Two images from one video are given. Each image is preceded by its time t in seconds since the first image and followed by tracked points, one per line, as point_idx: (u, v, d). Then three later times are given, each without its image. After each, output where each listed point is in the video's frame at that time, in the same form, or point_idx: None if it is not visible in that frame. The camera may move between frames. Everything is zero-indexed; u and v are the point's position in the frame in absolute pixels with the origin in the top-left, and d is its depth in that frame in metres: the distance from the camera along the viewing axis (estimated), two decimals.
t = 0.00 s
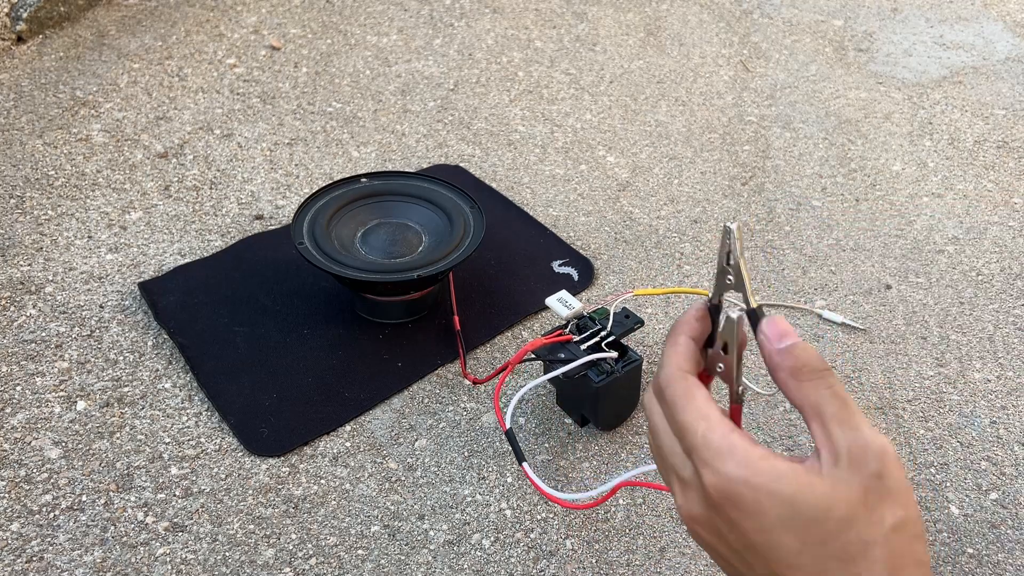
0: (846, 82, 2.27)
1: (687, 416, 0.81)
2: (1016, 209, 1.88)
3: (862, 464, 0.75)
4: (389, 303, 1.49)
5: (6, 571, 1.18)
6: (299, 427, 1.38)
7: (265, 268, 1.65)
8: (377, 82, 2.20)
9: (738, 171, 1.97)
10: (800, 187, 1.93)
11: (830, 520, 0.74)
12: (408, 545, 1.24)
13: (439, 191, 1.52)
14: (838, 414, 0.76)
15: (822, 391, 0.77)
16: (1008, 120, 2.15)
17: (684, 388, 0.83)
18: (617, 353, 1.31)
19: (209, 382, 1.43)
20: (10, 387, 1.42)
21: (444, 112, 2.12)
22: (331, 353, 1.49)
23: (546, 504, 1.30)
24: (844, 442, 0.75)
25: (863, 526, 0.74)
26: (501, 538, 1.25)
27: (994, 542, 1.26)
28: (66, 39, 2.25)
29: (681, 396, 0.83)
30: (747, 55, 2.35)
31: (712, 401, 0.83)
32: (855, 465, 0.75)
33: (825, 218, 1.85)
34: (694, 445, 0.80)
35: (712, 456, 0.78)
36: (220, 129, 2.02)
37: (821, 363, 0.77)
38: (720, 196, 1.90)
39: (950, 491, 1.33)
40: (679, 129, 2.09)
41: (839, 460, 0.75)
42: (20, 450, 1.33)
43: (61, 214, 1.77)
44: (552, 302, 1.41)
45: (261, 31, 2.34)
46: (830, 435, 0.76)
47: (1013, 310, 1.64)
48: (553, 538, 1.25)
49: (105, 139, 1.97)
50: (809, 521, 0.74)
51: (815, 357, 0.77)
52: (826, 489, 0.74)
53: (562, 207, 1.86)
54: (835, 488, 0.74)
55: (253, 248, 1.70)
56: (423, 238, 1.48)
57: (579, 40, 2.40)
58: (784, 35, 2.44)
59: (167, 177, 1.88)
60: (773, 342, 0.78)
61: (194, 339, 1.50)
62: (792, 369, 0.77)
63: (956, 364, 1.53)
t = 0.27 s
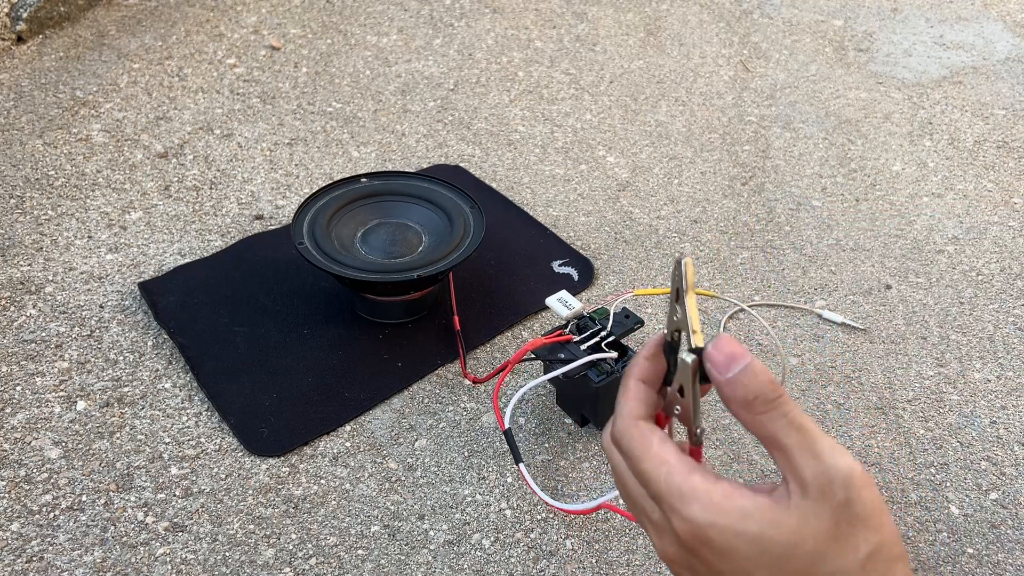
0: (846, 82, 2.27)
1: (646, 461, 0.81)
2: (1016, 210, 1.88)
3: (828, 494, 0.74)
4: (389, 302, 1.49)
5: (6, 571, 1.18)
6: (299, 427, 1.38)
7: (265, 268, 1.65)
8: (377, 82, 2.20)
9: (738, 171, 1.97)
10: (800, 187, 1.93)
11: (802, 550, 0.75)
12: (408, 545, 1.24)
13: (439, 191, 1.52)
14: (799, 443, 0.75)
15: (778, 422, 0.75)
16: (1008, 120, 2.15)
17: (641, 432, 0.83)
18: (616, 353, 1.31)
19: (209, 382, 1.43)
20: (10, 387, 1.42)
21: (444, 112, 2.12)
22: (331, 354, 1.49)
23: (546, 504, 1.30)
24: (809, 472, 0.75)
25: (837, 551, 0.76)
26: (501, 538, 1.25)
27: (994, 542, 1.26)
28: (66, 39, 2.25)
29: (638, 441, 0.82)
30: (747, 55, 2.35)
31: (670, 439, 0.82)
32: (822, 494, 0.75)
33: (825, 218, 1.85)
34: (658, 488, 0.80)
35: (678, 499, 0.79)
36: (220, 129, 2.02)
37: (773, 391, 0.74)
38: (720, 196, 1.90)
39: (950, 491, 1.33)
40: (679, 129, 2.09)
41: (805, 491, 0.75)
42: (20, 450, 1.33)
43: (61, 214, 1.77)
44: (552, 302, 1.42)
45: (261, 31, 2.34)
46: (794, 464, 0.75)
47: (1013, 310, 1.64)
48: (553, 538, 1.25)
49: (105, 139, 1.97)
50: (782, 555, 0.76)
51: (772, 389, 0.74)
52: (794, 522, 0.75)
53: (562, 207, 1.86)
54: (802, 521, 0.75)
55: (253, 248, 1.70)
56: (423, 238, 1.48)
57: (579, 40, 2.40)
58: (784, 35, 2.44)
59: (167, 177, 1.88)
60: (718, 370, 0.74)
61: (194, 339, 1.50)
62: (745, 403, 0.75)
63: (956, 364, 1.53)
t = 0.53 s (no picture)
0: (846, 82, 2.27)
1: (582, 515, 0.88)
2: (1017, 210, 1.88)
3: (761, 528, 0.74)
4: (389, 302, 1.49)
5: (6, 571, 1.18)
6: (299, 426, 1.38)
7: (265, 268, 1.65)
8: (377, 82, 2.20)
9: (738, 171, 1.97)
10: (800, 187, 1.93)
11: None
12: (408, 545, 1.24)
13: (439, 191, 1.52)
14: (735, 474, 0.76)
15: (719, 449, 0.76)
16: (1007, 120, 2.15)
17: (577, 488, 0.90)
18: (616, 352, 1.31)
19: (210, 382, 1.43)
20: (10, 387, 1.42)
21: (444, 112, 2.12)
22: (331, 354, 1.49)
23: (546, 504, 1.30)
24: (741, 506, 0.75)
25: None
26: (501, 538, 1.25)
27: (994, 542, 1.26)
28: (66, 39, 2.25)
29: (577, 496, 0.89)
30: (747, 55, 2.35)
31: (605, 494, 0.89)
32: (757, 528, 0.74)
33: (825, 218, 1.85)
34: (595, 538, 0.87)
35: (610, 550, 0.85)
36: (220, 129, 2.02)
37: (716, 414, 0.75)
38: (720, 196, 1.90)
39: (950, 491, 1.33)
40: (679, 129, 2.10)
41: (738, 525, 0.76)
42: (20, 450, 1.33)
43: (61, 214, 1.77)
44: (552, 302, 1.43)
45: (261, 31, 2.34)
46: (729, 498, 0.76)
47: (1013, 310, 1.64)
48: (553, 538, 1.25)
49: (105, 139, 1.97)
50: None
51: (709, 415, 0.75)
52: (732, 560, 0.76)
53: (562, 207, 1.86)
54: (736, 556, 0.75)
55: (253, 248, 1.70)
56: (423, 238, 1.48)
57: (579, 40, 2.40)
58: (784, 35, 2.44)
59: (167, 177, 1.88)
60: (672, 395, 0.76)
61: (194, 338, 1.50)
62: (689, 429, 0.76)
63: (956, 364, 1.53)
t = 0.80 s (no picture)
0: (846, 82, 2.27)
1: (546, 539, 0.83)
2: (1016, 210, 1.88)
3: (725, 509, 0.76)
4: (389, 302, 1.50)
5: (6, 571, 1.18)
6: (299, 426, 1.38)
7: (265, 268, 1.65)
8: (377, 82, 2.20)
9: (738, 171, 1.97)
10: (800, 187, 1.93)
11: None
12: (408, 545, 1.24)
13: (439, 191, 1.52)
14: (694, 460, 0.80)
15: (675, 440, 0.81)
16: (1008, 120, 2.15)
17: (539, 512, 0.84)
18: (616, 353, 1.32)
19: (210, 382, 1.43)
20: (10, 387, 1.42)
21: (444, 112, 2.12)
22: (330, 353, 1.49)
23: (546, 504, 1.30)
24: (703, 490, 0.77)
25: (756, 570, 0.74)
26: (501, 538, 1.25)
27: (994, 542, 1.27)
28: (66, 39, 2.25)
29: (540, 520, 0.84)
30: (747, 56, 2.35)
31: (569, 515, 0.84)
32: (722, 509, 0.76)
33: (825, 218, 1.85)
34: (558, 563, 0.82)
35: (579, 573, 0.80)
36: (220, 129, 2.02)
37: (664, 411, 0.83)
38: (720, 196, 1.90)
39: (950, 491, 1.33)
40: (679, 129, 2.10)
41: (700, 512, 0.77)
42: (20, 450, 1.33)
43: (61, 214, 1.77)
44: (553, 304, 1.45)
45: (261, 31, 2.34)
46: (689, 487, 0.78)
47: (1013, 310, 1.64)
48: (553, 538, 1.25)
49: (105, 139, 1.97)
50: None
51: (658, 409, 0.83)
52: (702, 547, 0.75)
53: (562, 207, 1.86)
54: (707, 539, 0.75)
55: (253, 248, 1.70)
56: (423, 238, 1.48)
57: (579, 41, 2.40)
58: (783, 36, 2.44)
59: (167, 177, 1.88)
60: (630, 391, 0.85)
61: (194, 338, 1.50)
62: (645, 420, 0.83)
63: (956, 364, 1.53)
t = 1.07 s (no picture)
0: (846, 82, 2.26)
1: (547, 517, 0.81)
2: (1018, 209, 1.87)
3: (720, 499, 0.81)
4: (389, 302, 1.50)
5: (6, 571, 1.18)
6: (299, 426, 1.38)
7: (265, 268, 1.65)
8: (377, 82, 2.20)
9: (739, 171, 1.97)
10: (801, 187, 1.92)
11: (720, 565, 0.77)
12: (408, 545, 1.24)
13: (439, 191, 1.52)
14: (685, 455, 0.85)
15: (663, 438, 0.87)
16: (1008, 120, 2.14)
17: (544, 490, 0.83)
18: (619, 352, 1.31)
19: (209, 382, 1.43)
20: (9, 387, 1.42)
21: (444, 112, 2.12)
22: (330, 354, 1.49)
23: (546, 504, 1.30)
24: (699, 482, 0.82)
25: (755, 554, 0.78)
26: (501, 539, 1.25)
27: (995, 543, 1.26)
28: (66, 39, 2.25)
29: (544, 504, 0.82)
30: (747, 55, 2.35)
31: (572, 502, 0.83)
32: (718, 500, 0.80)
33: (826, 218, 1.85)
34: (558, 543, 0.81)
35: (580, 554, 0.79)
36: (220, 129, 2.02)
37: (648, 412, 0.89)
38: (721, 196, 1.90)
39: (951, 491, 1.33)
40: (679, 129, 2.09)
41: (696, 504, 0.81)
42: (20, 450, 1.33)
43: (61, 214, 1.76)
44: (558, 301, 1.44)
45: (261, 31, 2.34)
46: (685, 481, 0.83)
47: (1014, 309, 1.63)
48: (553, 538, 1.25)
49: (105, 139, 1.96)
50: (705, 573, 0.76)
51: (646, 409, 0.89)
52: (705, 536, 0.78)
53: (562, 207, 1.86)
54: (711, 523, 0.79)
55: (253, 248, 1.70)
56: (423, 238, 1.47)
57: (579, 40, 2.39)
58: (784, 35, 2.43)
59: (167, 177, 1.88)
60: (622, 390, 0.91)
61: (194, 338, 1.50)
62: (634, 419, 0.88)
63: (957, 364, 1.53)
